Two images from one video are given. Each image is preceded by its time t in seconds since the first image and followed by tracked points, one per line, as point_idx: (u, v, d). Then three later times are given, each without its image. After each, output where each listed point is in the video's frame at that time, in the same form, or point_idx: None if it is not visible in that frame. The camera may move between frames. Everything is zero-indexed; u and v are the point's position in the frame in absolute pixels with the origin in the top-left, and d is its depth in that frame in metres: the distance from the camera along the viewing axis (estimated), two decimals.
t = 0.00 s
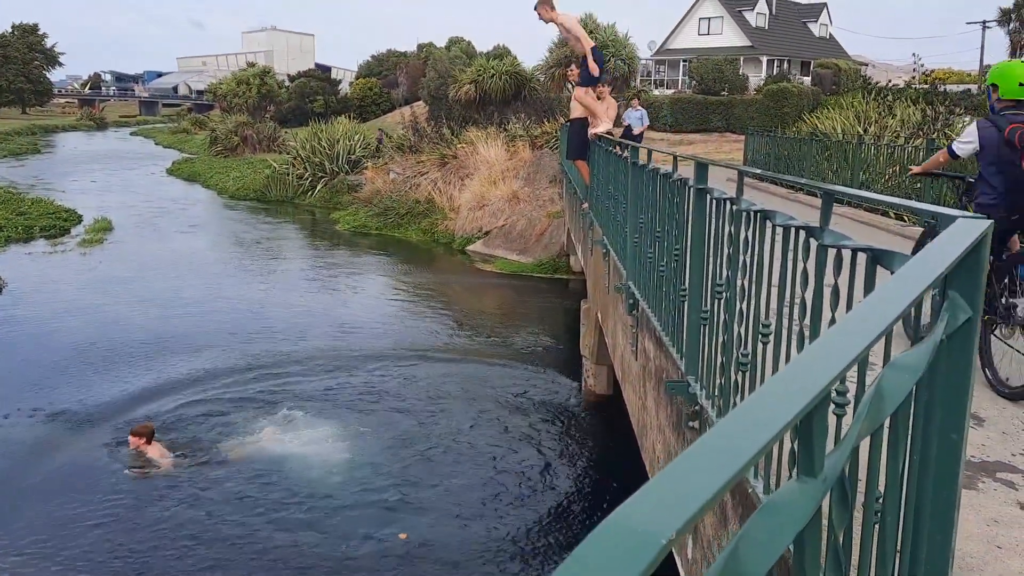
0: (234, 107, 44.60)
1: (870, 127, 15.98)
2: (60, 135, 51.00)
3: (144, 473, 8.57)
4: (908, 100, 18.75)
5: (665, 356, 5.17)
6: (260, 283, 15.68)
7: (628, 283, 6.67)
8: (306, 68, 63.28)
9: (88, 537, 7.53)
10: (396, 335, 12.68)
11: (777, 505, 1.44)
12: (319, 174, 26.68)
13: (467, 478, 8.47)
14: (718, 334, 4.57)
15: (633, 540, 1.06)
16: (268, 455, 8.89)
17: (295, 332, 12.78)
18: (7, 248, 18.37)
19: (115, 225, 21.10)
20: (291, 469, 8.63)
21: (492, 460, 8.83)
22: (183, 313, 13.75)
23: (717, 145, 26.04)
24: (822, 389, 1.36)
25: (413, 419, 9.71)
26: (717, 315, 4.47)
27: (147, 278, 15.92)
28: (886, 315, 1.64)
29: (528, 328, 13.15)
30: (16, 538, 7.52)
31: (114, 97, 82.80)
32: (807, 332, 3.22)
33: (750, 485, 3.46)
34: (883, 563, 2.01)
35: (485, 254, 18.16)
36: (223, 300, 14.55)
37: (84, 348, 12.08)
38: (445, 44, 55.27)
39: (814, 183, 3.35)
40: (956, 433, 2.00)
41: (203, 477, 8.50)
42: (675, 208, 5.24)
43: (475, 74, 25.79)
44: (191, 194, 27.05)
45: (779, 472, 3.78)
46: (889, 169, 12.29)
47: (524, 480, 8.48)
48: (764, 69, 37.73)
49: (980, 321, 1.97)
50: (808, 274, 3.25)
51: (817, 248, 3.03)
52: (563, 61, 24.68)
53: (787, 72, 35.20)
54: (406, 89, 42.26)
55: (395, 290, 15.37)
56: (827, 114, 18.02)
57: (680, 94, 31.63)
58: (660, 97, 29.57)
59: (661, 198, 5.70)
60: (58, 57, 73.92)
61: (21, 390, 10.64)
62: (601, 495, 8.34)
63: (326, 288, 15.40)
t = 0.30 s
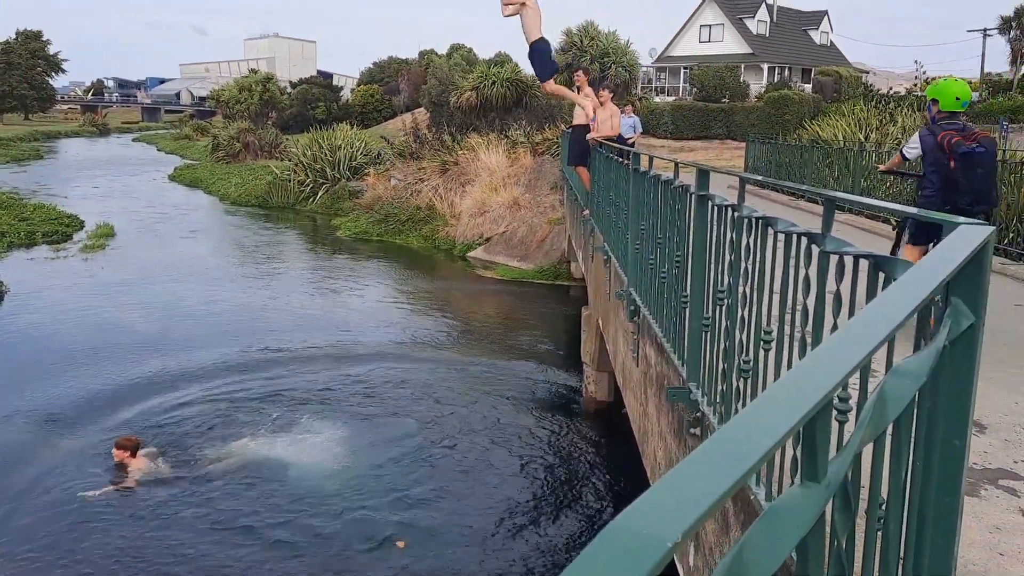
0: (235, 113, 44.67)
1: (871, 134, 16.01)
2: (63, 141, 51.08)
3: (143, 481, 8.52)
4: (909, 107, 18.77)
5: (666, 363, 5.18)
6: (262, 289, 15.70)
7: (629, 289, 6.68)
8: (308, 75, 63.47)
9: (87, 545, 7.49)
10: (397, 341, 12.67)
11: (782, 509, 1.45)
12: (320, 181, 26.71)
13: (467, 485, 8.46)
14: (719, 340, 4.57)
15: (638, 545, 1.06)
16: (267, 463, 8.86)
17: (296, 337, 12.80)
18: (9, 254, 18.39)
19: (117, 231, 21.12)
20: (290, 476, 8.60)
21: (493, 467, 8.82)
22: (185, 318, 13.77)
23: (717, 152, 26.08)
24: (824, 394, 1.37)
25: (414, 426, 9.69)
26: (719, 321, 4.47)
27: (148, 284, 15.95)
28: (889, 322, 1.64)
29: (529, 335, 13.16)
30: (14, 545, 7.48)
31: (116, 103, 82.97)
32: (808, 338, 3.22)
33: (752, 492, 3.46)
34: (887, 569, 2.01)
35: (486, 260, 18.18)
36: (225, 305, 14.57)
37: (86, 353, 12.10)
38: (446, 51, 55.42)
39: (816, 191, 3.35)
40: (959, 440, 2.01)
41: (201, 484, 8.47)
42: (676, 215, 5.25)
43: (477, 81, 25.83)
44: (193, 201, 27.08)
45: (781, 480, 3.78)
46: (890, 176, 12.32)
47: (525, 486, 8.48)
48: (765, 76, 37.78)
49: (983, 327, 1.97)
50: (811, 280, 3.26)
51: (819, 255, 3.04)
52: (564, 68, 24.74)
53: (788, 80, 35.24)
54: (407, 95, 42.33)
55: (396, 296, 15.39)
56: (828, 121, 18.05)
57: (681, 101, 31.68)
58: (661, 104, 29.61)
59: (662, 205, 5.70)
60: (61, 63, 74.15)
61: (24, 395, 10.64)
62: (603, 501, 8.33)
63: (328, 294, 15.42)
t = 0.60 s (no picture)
0: (239, 118, 44.73)
1: (874, 140, 16.01)
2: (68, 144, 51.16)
3: (144, 487, 8.48)
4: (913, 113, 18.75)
5: (669, 368, 5.17)
6: (264, 293, 15.71)
7: (632, 295, 6.67)
8: (311, 80, 63.59)
9: (88, 550, 7.45)
10: (400, 346, 12.66)
11: (790, 512, 1.45)
12: (323, 186, 26.73)
13: (470, 490, 8.44)
14: (723, 345, 4.57)
15: (647, 548, 1.06)
16: (269, 469, 8.83)
17: (299, 341, 12.82)
18: (14, 257, 18.42)
19: (121, 234, 21.15)
20: (292, 482, 8.57)
21: (496, 472, 8.82)
22: (188, 322, 13.78)
23: (721, 158, 26.09)
24: (832, 399, 1.37)
25: (417, 430, 9.69)
26: (723, 326, 4.47)
27: (152, 287, 15.96)
28: (895, 328, 1.64)
29: (532, 339, 13.16)
30: (15, 550, 7.45)
31: (121, 107, 83.18)
32: (814, 343, 3.21)
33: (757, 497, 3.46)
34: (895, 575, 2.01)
35: (488, 265, 18.18)
36: (228, 309, 14.58)
37: (89, 356, 12.11)
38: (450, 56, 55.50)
39: (822, 195, 3.35)
40: (965, 446, 2.01)
41: (203, 489, 8.44)
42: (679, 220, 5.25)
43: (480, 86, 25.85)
44: (197, 205, 27.12)
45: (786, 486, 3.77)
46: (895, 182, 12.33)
47: (527, 491, 8.47)
48: (769, 81, 37.77)
49: (990, 333, 1.97)
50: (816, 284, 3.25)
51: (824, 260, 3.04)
52: (568, 74, 24.78)
53: (793, 85, 35.23)
54: (410, 100, 42.38)
55: (399, 300, 15.40)
56: (832, 127, 18.05)
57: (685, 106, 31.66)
58: (665, 110, 29.62)
59: (666, 210, 5.70)
60: (66, 66, 74.34)
61: (27, 398, 10.66)
62: (606, 508, 8.31)
63: (331, 298, 15.43)
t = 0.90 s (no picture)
0: (272, 117, 45.14)
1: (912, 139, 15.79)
2: (105, 143, 51.92)
3: (179, 481, 8.58)
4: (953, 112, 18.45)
5: (703, 369, 5.13)
6: (297, 291, 15.84)
7: (665, 295, 6.64)
8: (344, 80, 64.01)
9: (124, 543, 7.55)
10: (432, 345, 12.70)
11: (835, 512, 1.44)
12: (355, 185, 26.90)
13: (500, 490, 8.46)
14: (758, 346, 4.53)
15: (688, 547, 1.07)
16: (301, 466, 8.89)
17: (331, 339, 12.91)
18: (54, 254, 18.74)
19: (158, 232, 21.44)
20: (324, 479, 8.62)
21: (526, 472, 8.82)
22: (223, 319, 13.93)
23: (755, 157, 25.88)
24: (875, 400, 1.35)
25: (448, 429, 9.72)
26: (758, 327, 4.43)
27: (187, 285, 16.15)
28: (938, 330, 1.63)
29: (563, 339, 13.15)
30: (53, 541, 7.57)
31: (157, 107, 84.28)
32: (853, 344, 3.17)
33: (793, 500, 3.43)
34: None
35: (519, 265, 18.18)
36: (261, 307, 14.72)
37: (126, 351, 12.29)
38: (482, 55, 55.62)
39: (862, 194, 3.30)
40: (1014, 446, 1.97)
41: (237, 485, 8.52)
42: (714, 220, 5.21)
43: (512, 85, 25.87)
44: (231, 203, 27.41)
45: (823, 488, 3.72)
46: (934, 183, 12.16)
47: (557, 492, 8.48)
48: (803, 80, 37.38)
49: None
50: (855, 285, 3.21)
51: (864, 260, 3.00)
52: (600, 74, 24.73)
53: (828, 83, 34.84)
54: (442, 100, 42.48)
55: (430, 299, 15.46)
56: (868, 126, 17.84)
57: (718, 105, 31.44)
58: (698, 109, 29.45)
59: (700, 209, 5.67)
60: (103, 67, 75.48)
61: (67, 391, 10.84)
62: (637, 510, 8.29)
63: (362, 297, 15.52)
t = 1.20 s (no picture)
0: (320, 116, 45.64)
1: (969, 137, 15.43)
2: (159, 142, 52.92)
3: (228, 470, 8.70)
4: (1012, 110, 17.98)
5: (751, 369, 5.08)
6: (343, 288, 15.99)
7: (712, 293, 6.58)
8: (391, 79, 64.50)
9: (173, 528, 7.66)
10: (476, 342, 12.73)
11: (894, 507, 1.42)
12: (401, 183, 27.08)
13: (544, 488, 8.43)
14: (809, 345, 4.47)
15: (743, 538, 1.09)
16: (345, 458, 8.95)
17: (377, 335, 13.01)
18: (109, 249, 19.15)
19: (209, 229, 21.79)
20: (368, 472, 8.67)
21: (570, 470, 8.80)
22: (272, 314, 14.11)
23: (805, 156, 25.52)
24: (931, 401, 1.35)
25: (492, 426, 9.74)
26: (809, 326, 4.38)
27: (237, 281, 16.39)
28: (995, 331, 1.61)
29: (608, 338, 13.10)
30: (105, 525, 7.71)
31: (208, 107, 85.72)
32: (907, 344, 3.12)
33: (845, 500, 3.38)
34: None
35: (563, 264, 18.14)
36: (309, 303, 14.88)
37: (178, 344, 12.50)
38: (528, 54, 55.64)
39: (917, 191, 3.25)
40: None
41: (282, 476, 8.60)
42: (764, 218, 5.16)
43: (558, 84, 25.83)
44: (279, 201, 27.76)
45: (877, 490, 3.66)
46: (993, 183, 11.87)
47: (601, 490, 8.44)
48: (855, 77, 36.72)
49: None
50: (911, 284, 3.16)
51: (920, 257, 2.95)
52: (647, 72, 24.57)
53: (881, 81, 34.18)
54: (488, 100, 42.58)
55: (474, 297, 15.50)
56: (923, 125, 17.48)
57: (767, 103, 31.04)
58: (746, 107, 29.10)
59: (749, 209, 5.61)
60: (157, 66, 77.01)
61: (121, 381, 11.06)
62: (681, 511, 8.21)
63: (408, 294, 15.61)
